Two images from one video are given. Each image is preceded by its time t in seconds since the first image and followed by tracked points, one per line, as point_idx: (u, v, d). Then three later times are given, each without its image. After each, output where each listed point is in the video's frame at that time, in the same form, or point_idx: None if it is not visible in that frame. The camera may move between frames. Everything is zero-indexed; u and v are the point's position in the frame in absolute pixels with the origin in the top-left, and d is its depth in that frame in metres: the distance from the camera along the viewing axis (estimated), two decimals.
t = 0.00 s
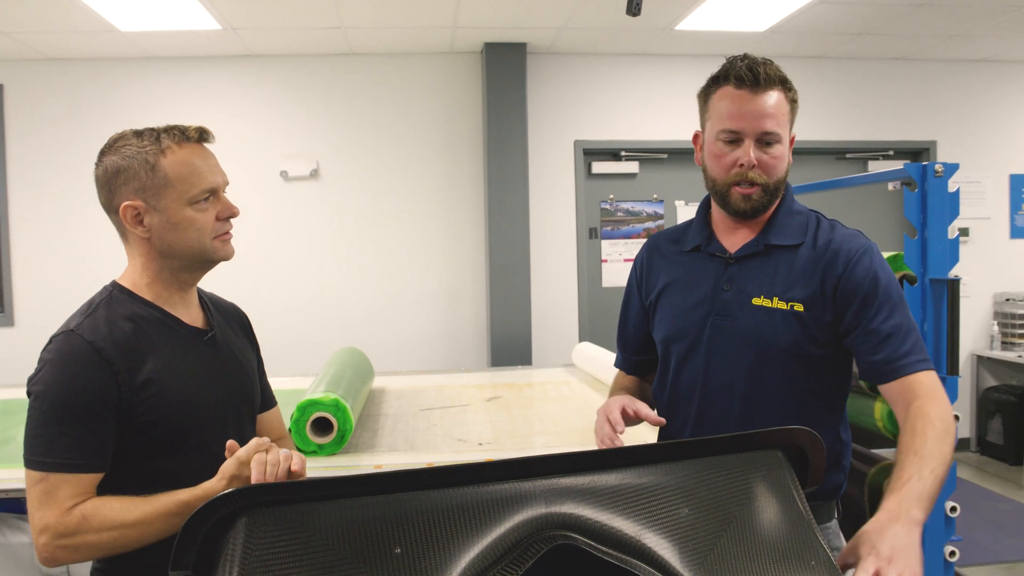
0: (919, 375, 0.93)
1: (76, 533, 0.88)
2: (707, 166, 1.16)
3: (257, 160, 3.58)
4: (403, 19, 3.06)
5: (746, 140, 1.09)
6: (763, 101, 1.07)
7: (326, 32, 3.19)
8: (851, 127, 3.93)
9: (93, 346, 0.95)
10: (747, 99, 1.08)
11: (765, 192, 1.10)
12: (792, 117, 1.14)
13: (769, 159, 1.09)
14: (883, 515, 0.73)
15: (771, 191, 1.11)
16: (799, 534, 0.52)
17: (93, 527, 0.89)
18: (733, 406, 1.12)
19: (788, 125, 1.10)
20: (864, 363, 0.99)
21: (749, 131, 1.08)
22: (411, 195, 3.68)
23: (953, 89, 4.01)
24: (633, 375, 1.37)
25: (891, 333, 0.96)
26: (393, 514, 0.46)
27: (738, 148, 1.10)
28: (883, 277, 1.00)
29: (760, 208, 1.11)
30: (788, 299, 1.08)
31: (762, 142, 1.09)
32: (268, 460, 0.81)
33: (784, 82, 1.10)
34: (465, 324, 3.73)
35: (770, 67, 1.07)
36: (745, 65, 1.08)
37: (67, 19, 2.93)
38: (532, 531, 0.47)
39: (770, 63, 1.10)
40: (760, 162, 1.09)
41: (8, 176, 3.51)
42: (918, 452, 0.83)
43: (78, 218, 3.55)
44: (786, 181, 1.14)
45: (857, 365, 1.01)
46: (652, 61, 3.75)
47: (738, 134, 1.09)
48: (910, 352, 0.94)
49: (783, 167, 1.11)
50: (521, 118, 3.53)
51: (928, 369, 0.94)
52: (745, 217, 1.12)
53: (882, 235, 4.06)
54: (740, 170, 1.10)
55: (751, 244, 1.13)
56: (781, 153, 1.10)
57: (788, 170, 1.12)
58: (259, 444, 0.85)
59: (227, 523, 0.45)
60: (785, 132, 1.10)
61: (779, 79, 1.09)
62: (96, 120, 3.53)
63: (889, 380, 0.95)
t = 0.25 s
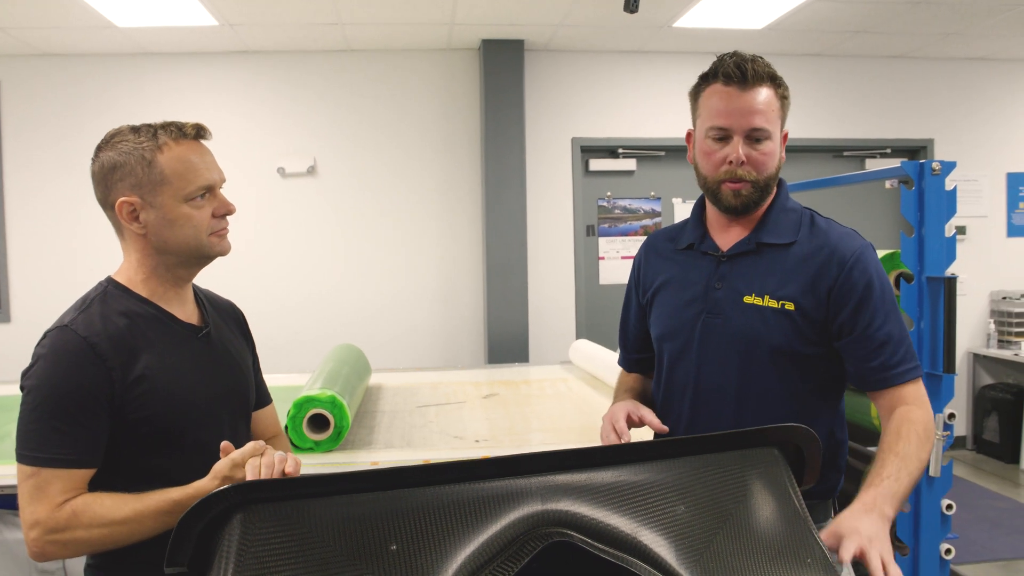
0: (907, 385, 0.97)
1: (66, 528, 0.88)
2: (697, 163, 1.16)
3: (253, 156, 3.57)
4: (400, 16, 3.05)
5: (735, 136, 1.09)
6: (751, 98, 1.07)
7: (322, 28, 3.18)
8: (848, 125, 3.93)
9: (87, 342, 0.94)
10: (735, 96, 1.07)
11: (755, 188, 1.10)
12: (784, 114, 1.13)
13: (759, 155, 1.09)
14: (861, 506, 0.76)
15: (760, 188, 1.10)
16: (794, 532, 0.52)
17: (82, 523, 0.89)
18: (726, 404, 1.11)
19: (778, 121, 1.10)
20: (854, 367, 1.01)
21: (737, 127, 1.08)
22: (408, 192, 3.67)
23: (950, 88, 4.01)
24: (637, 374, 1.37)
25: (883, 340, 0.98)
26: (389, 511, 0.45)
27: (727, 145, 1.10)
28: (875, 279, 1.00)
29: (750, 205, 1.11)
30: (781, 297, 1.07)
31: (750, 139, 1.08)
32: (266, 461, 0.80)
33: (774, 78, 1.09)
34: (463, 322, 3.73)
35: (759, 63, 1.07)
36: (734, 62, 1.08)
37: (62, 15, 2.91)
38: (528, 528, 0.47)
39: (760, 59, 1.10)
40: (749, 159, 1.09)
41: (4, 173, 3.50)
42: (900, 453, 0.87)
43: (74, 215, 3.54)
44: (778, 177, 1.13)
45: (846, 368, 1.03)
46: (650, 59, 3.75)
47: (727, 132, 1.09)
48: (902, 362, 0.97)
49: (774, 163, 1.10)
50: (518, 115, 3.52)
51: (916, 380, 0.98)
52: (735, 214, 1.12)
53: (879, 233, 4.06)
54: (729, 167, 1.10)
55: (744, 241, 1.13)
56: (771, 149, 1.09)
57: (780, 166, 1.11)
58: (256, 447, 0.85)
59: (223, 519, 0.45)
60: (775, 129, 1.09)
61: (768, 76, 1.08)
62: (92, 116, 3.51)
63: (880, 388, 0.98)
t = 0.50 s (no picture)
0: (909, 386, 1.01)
1: (64, 528, 0.88)
2: (693, 169, 1.16)
3: (253, 157, 3.57)
4: (399, 17, 3.05)
5: (730, 143, 1.09)
6: (745, 104, 1.07)
7: (322, 29, 3.18)
8: (848, 127, 3.93)
9: (86, 342, 0.94)
10: (729, 102, 1.07)
11: (751, 194, 1.10)
12: (780, 117, 1.13)
13: (755, 161, 1.08)
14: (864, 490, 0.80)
15: (757, 194, 1.10)
16: (796, 535, 0.51)
17: (80, 523, 0.88)
18: (727, 407, 1.11)
19: (773, 126, 1.09)
20: (855, 368, 1.03)
21: (731, 134, 1.08)
22: (407, 192, 3.67)
23: (949, 90, 4.01)
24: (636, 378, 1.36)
25: (884, 342, 0.99)
26: (388, 514, 0.45)
27: (722, 151, 1.10)
28: (874, 281, 1.01)
29: (746, 210, 1.11)
30: (780, 299, 1.07)
31: (745, 144, 1.08)
32: (268, 458, 0.80)
33: (769, 83, 1.09)
34: (462, 323, 3.73)
35: (752, 68, 1.06)
36: (728, 68, 1.08)
37: (62, 15, 2.91)
38: (527, 532, 0.47)
39: (755, 63, 1.10)
40: (745, 165, 1.09)
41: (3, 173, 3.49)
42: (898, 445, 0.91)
43: (73, 215, 3.54)
44: (775, 180, 1.13)
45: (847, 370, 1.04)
46: (649, 60, 3.75)
47: (721, 138, 1.09)
48: (902, 363, 1.00)
49: (770, 168, 1.10)
50: (517, 116, 3.52)
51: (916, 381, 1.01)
52: (732, 220, 1.12)
53: (878, 235, 4.06)
54: (725, 173, 1.10)
55: (743, 244, 1.12)
56: (767, 154, 1.09)
57: (776, 171, 1.11)
58: (254, 444, 0.85)
59: (223, 521, 0.44)
60: (771, 134, 1.09)
61: (762, 80, 1.08)
62: (91, 117, 3.51)
63: (881, 389, 1.01)
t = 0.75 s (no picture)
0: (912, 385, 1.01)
1: (66, 528, 0.88)
2: (696, 169, 1.16)
3: (255, 157, 3.58)
4: (402, 17, 3.05)
5: (734, 142, 1.09)
6: (748, 103, 1.07)
7: (324, 29, 3.18)
8: (850, 128, 3.92)
9: (88, 342, 0.94)
10: (733, 102, 1.07)
11: (756, 193, 1.10)
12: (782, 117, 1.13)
13: (759, 160, 1.08)
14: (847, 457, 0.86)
15: (761, 193, 1.10)
16: (800, 536, 0.51)
17: (82, 524, 0.88)
18: (733, 407, 1.11)
19: (776, 126, 1.10)
20: (861, 367, 1.03)
21: (735, 133, 1.08)
22: (409, 192, 3.67)
23: (952, 90, 4.01)
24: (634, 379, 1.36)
25: (889, 341, 1.00)
26: (390, 514, 0.45)
27: (726, 151, 1.10)
28: (879, 281, 1.01)
29: (751, 210, 1.10)
30: (786, 300, 1.07)
31: (749, 144, 1.08)
32: (269, 459, 0.80)
33: (771, 82, 1.09)
34: (464, 323, 3.73)
35: (755, 67, 1.07)
36: (730, 68, 1.08)
37: (65, 15, 2.92)
38: (531, 532, 0.47)
39: (757, 63, 1.10)
40: (749, 164, 1.08)
41: (6, 173, 3.50)
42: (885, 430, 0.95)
43: (75, 215, 3.54)
44: (778, 180, 1.13)
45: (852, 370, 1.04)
46: (652, 61, 3.74)
47: (725, 137, 1.09)
48: (905, 361, 1.00)
49: (773, 167, 1.10)
50: (520, 116, 3.52)
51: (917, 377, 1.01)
52: (737, 220, 1.11)
53: (881, 236, 4.06)
54: (729, 173, 1.09)
55: (748, 245, 1.12)
56: (771, 153, 1.09)
57: (780, 170, 1.11)
58: (256, 447, 0.86)
59: (225, 521, 0.44)
60: (774, 133, 1.09)
61: (765, 80, 1.08)
62: (94, 117, 3.52)
63: (881, 389, 1.01)
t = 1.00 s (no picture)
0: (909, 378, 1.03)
1: (69, 531, 0.88)
2: (695, 169, 1.16)
3: (257, 159, 3.58)
4: (403, 18, 3.05)
5: (733, 141, 1.09)
6: (746, 102, 1.08)
7: (325, 30, 3.19)
8: (852, 126, 3.92)
9: (91, 345, 0.95)
10: (731, 101, 1.08)
11: (756, 192, 1.10)
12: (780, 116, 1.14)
13: (757, 158, 1.09)
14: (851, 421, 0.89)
15: (761, 191, 1.10)
16: (804, 535, 0.52)
17: (86, 527, 0.89)
18: (736, 406, 1.10)
19: (774, 124, 1.10)
20: (865, 363, 1.03)
21: (734, 132, 1.08)
22: (411, 193, 3.67)
23: (955, 88, 4.00)
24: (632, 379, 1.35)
25: (889, 338, 1.01)
26: (394, 515, 0.45)
27: (725, 150, 1.10)
28: (879, 279, 1.03)
29: (751, 208, 1.11)
30: (788, 298, 1.07)
31: (748, 142, 1.09)
32: (267, 461, 0.80)
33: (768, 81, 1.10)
34: (466, 323, 3.73)
35: (753, 66, 1.07)
36: (728, 68, 1.09)
37: (68, 18, 2.92)
38: (535, 533, 0.47)
39: (754, 63, 1.11)
40: (748, 163, 1.09)
41: (9, 175, 3.51)
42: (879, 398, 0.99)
43: (78, 216, 3.55)
44: (777, 179, 1.13)
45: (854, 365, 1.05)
46: (653, 60, 3.74)
47: (724, 136, 1.09)
48: (903, 360, 1.02)
49: (772, 166, 1.10)
50: (521, 116, 3.52)
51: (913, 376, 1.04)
52: (737, 218, 1.11)
53: (884, 234, 4.05)
54: (728, 171, 1.10)
55: (749, 244, 1.12)
56: (769, 151, 1.09)
57: (778, 169, 1.11)
58: (255, 448, 0.85)
59: (229, 523, 0.45)
60: (772, 131, 1.10)
61: (763, 79, 1.09)
62: (96, 120, 3.52)
63: (880, 384, 1.03)
